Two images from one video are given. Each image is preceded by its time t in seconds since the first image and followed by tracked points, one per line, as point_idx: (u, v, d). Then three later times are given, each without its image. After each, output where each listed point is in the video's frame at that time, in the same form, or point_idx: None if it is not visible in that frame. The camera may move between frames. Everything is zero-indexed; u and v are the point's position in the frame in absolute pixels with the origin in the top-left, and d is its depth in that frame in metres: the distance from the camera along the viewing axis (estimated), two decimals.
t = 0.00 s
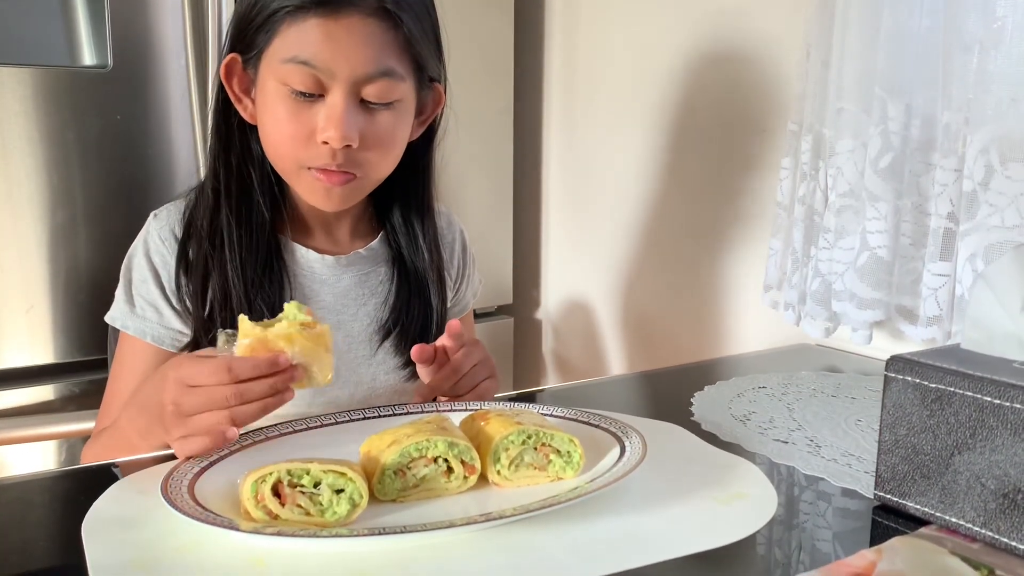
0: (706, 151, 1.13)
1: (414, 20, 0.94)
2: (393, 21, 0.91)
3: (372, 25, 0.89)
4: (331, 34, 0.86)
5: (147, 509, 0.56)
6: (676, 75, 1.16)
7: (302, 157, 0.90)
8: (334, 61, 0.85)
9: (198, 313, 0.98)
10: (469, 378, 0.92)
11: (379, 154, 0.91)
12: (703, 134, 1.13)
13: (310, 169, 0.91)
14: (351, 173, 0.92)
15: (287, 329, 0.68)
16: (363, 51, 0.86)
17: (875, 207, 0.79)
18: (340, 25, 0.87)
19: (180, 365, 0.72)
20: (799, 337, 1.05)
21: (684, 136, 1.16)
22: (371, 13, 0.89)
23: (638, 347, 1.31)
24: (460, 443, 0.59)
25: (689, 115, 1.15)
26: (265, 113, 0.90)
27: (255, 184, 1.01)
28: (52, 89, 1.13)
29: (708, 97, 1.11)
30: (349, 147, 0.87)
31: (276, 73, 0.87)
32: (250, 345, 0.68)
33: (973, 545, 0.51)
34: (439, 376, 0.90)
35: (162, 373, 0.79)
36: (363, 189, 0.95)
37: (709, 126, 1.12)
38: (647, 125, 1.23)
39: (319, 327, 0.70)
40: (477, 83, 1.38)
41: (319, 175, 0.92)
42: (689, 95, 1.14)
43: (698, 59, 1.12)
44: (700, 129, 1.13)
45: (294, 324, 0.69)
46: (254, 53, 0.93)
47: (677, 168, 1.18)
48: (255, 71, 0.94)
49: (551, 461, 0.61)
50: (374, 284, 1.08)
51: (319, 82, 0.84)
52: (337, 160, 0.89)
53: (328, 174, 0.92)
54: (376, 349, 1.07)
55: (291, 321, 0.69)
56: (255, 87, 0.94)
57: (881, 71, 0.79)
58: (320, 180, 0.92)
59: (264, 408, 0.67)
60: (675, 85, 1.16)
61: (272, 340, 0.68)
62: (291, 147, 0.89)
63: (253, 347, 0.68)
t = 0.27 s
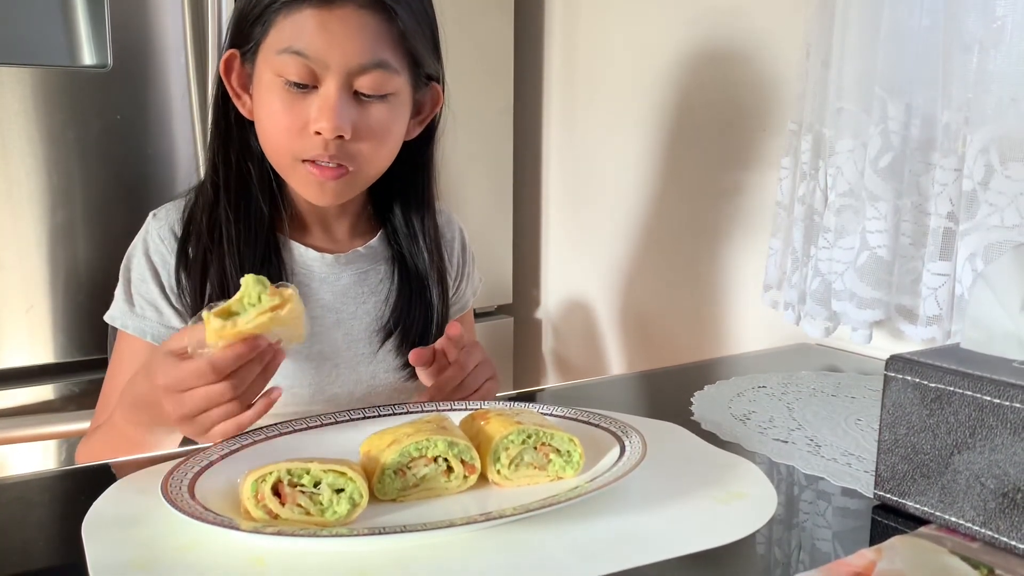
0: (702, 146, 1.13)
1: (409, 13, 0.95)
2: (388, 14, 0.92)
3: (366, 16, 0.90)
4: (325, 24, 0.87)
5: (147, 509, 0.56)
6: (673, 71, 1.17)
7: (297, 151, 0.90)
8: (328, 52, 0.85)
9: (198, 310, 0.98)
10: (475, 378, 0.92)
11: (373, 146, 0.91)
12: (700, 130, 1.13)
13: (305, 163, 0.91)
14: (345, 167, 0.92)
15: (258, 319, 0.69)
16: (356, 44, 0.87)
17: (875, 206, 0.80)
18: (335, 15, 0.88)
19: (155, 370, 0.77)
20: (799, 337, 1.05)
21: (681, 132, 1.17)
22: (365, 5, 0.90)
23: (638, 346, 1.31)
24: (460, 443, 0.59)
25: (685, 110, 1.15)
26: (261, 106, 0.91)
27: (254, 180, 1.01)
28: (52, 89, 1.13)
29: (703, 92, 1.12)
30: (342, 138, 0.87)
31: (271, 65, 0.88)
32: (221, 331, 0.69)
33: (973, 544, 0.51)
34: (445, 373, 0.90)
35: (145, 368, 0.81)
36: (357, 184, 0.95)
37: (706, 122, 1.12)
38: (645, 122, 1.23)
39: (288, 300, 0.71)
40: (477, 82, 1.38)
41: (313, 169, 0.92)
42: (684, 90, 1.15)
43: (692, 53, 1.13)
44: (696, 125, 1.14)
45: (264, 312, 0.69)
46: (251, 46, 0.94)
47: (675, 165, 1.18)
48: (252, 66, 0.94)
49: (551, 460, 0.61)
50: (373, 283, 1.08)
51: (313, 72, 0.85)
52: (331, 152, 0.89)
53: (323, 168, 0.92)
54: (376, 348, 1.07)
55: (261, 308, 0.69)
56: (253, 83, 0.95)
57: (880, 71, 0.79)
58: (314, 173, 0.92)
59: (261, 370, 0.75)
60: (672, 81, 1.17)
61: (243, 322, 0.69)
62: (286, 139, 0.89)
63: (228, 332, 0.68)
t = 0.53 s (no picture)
0: (701, 145, 1.13)
1: (407, 10, 0.95)
2: (387, 12, 0.92)
3: (365, 14, 0.90)
4: (324, 21, 0.87)
5: (146, 509, 0.56)
6: (672, 69, 1.17)
7: (296, 149, 0.90)
8: (326, 49, 0.85)
9: (197, 309, 0.98)
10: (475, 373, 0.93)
11: (371, 144, 0.91)
12: (698, 128, 1.13)
13: (303, 161, 0.91)
14: (343, 166, 0.92)
15: (281, 329, 0.68)
16: (356, 40, 0.87)
17: (875, 206, 0.79)
18: (333, 13, 0.88)
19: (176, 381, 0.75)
20: (799, 337, 1.05)
21: (679, 130, 1.17)
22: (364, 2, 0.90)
23: (637, 346, 1.31)
24: (460, 442, 0.59)
25: (683, 108, 1.15)
26: (259, 104, 0.91)
27: (252, 179, 1.01)
28: (52, 88, 1.13)
29: (701, 90, 1.12)
30: (340, 136, 0.88)
31: (269, 63, 0.88)
32: (245, 337, 0.68)
33: (973, 544, 0.51)
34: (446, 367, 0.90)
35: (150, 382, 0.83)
36: (355, 182, 0.95)
37: (705, 120, 1.12)
38: (643, 120, 1.23)
39: (313, 311, 0.70)
40: (477, 81, 1.38)
41: (311, 167, 0.92)
42: (682, 88, 1.15)
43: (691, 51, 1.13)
44: (694, 123, 1.14)
45: (288, 322, 0.68)
46: (249, 44, 0.94)
47: (673, 164, 1.18)
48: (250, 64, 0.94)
49: (551, 460, 0.61)
50: (371, 280, 1.08)
51: (311, 70, 0.85)
52: (329, 150, 0.89)
53: (321, 166, 0.92)
54: (375, 346, 1.07)
55: (285, 319, 0.68)
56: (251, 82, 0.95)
57: (880, 70, 0.79)
58: (312, 172, 0.92)
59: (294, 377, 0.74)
60: (671, 79, 1.17)
61: (268, 329, 0.68)
62: (284, 138, 0.89)
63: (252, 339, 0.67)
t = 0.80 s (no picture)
0: (699, 146, 1.14)
1: (411, 12, 0.96)
2: (388, 11, 0.93)
3: (367, 16, 0.90)
4: (328, 25, 0.88)
5: (146, 507, 0.56)
6: (671, 68, 1.17)
7: (302, 152, 0.90)
8: (332, 52, 0.86)
9: (190, 309, 0.98)
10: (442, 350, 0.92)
11: (377, 145, 0.92)
12: (698, 128, 1.13)
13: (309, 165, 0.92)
14: (348, 167, 0.93)
15: (333, 292, 0.73)
16: (360, 42, 0.88)
17: (875, 204, 0.79)
18: (336, 16, 0.88)
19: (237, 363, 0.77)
20: (799, 336, 1.05)
21: (677, 130, 1.17)
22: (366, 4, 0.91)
23: (637, 344, 1.31)
24: (460, 441, 0.59)
25: (682, 108, 1.15)
26: (261, 107, 0.91)
27: (246, 179, 1.01)
28: (52, 86, 1.13)
29: (700, 91, 1.12)
30: (347, 137, 0.89)
31: (273, 66, 0.88)
32: (302, 296, 0.74)
33: (972, 542, 0.51)
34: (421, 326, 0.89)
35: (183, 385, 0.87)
36: (359, 183, 0.96)
37: (704, 120, 1.12)
38: (643, 120, 1.23)
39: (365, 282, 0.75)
40: (477, 80, 1.38)
41: (317, 171, 0.93)
42: (682, 89, 1.15)
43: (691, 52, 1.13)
44: (693, 123, 1.14)
45: (339, 287, 0.73)
46: (248, 47, 0.94)
47: (672, 164, 1.19)
48: (248, 66, 0.94)
49: (551, 459, 0.61)
50: (364, 275, 1.08)
51: (318, 73, 0.86)
52: (336, 152, 0.90)
53: (327, 170, 0.93)
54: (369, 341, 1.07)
55: (337, 285, 0.74)
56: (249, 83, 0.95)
57: (880, 69, 0.79)
58: (318, 175, 0.93)
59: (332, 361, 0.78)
60: (670, 80, 1.17)
61: (323, 293, 0.73)
62: (289, 141, 0.90)
63: (305, 297, 0.73)
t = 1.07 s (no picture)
0: (699, 146, 1.14)
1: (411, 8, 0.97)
2: (388, 10, 0.93)
3: (369, 15, 0.90)
4: (332, 27, 0.87)
5: (146, 506, 0.56)
6: (671, 67, 1.16)
7: (309, 154, 0.90)
8: (337, 54, 0.86)
9: (191, 313, 0.97)
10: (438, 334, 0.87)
11: (382, 145, 0.93)
12: (698, 127, 1.13)
13: (316, 165, 0.92)
14: (355, 167, 0.93)
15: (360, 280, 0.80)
16: (365, 43, 0.87)
17: (874, 202, 0.79)
18: (340, 18, 0.88)
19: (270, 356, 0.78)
20: (799, 333, 1.05)
21: (678, 130, 1.17)
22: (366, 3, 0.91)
23: (637, 343, 1.31)
24: (460, 439, 0.59)
25: (683, 108, 1.15)
26: (265, 110, 0.91)
27: (246, 182, 1.01)
28: (51, 84, 1.13)
29: (701, 91, 1.12)
30: (355, 138, 0.89)
31: (278, 70, 0.88)
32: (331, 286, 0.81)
33: (973, 540, 0.51)
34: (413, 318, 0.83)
35: (207, 391, 0.87)
36: (365, 181, 0.96)
37: (706, 120, 1.12)
38: (643, 119, 1.23)
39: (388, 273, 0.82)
40: (476, 78, 1.38)
41: (324, 171, 0.92)
42: (683, 89, 1.15)
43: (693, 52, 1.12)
44: (694, 122, 1.14)
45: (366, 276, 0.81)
46: (248, 51, 0.94)
47: (672, 163, 1.19)
48: (248, 68, 0.94)
49: (551, 457, 0.61)
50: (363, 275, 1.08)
51: (324, 77, 0.86)
52: (343, 154, 0.90)
53: (333, 169, 0.93)
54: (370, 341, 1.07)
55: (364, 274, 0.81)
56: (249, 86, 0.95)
57: (880, 67, 0.79)
58: (326, 176, 0.93)
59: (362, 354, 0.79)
60: (671, 79, 1.16)
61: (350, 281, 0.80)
62: (295, 144, 0.90)
63: (330, 285, 0.80)
